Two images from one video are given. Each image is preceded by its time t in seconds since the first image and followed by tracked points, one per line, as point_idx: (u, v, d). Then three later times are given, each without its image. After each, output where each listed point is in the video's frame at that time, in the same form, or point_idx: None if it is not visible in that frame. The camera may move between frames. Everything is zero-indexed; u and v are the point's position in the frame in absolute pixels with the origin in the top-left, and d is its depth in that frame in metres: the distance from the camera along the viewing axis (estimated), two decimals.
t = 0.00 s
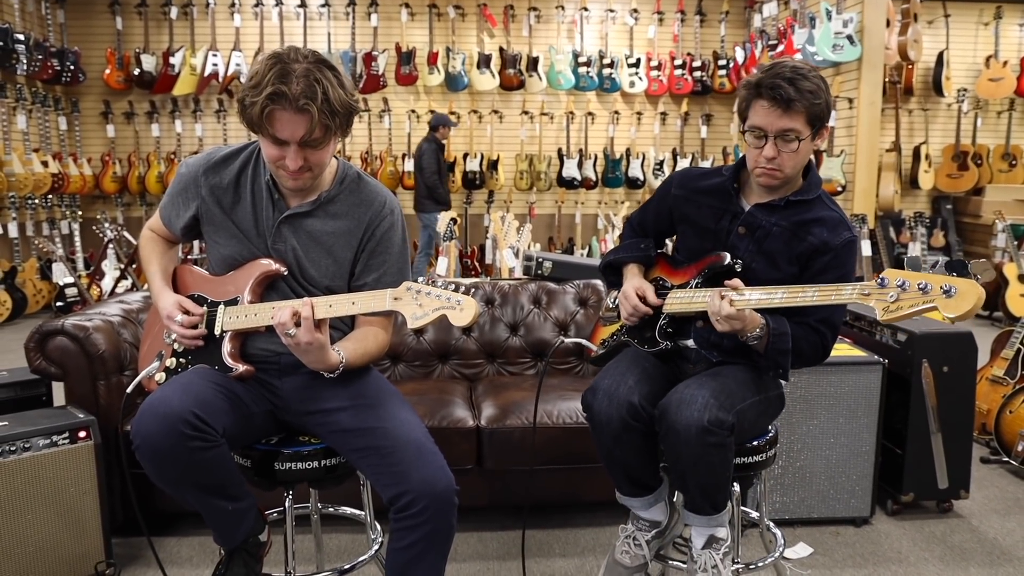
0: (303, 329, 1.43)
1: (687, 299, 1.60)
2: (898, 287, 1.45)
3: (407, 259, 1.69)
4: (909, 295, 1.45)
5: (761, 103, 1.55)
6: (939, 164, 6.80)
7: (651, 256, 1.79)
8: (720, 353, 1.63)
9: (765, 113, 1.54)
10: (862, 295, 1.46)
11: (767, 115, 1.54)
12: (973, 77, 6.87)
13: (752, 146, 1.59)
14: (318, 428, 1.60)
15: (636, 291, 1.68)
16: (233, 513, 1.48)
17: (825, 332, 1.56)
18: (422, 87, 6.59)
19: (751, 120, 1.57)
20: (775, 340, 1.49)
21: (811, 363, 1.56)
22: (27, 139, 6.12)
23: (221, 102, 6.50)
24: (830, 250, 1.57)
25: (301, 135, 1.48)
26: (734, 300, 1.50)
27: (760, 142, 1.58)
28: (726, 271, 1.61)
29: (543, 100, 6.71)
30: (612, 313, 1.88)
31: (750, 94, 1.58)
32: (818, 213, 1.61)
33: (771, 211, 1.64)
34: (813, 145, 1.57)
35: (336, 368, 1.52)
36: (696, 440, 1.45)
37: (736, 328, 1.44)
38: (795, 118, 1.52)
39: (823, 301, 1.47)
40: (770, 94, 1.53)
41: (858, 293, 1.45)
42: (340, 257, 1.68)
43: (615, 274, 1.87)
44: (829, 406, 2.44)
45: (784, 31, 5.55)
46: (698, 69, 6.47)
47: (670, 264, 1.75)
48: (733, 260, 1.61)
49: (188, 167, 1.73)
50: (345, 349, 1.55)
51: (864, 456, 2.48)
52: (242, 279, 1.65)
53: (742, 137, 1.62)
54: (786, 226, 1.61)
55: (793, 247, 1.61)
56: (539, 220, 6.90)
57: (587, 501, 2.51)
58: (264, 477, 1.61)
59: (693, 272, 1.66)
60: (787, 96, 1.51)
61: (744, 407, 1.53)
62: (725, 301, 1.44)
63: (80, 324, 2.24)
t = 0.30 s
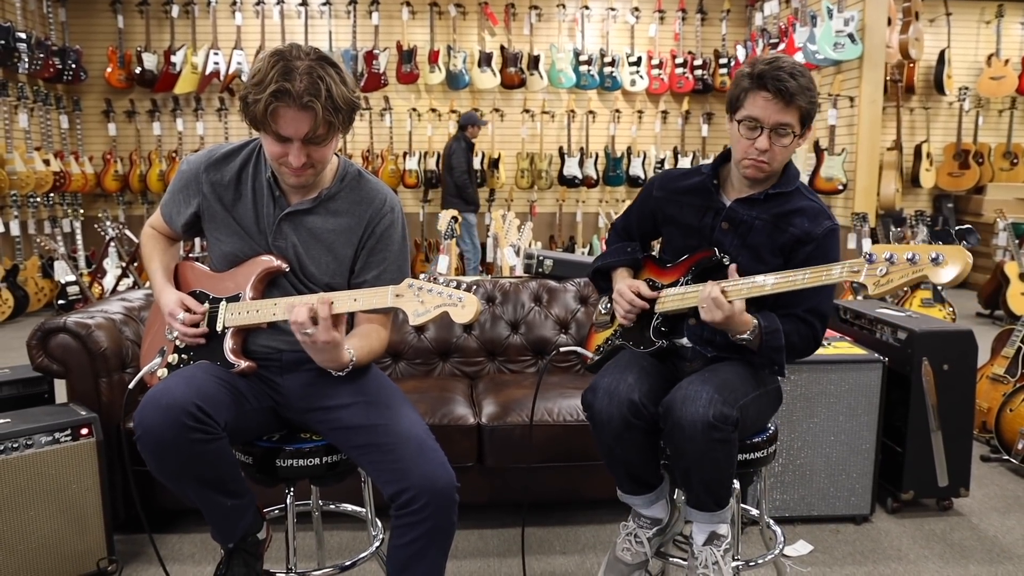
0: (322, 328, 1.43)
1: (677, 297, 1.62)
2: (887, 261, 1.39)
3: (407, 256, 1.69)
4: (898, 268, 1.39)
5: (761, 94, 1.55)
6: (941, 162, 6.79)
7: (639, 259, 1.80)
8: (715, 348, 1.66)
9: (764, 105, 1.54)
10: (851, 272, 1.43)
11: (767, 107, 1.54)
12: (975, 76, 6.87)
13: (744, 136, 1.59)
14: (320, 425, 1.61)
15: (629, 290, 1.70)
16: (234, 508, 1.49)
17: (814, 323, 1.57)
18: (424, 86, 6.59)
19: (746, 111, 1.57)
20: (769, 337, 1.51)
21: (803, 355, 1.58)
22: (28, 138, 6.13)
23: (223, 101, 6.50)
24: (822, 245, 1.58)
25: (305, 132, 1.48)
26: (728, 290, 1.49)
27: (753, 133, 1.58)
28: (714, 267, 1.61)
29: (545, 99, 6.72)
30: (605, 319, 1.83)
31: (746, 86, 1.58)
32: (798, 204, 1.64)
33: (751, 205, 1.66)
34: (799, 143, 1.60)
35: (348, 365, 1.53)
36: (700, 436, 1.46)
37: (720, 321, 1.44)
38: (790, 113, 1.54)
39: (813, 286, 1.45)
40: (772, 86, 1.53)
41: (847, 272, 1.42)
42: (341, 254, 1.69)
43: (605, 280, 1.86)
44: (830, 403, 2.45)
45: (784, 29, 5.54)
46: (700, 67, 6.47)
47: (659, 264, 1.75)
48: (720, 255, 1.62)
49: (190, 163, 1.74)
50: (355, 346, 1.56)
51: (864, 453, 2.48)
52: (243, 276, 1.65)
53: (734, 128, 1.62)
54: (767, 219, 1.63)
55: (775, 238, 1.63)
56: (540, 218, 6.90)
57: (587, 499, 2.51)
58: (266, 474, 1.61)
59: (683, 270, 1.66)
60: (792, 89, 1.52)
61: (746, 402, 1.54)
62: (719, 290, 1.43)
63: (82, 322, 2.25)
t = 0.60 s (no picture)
0: (326, 322, 1.43)
1: (670, 295, 1.64)
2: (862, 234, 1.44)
3: (409, 253, 1.69)
4: (873, 239, 1.43)
5: (733, 92, 1.56)
6: (942, 161, 6.78)
7: (628, 262, 1.81)
8: (709, 345, 1.69)
9: (740, 101, 1.55)
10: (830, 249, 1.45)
11: (744, 104, 1.55)
12: (976, 74, 6.86)
13: (720, 134, 1.61)
14: (321, 422, 1.61)
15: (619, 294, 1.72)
16: (235, 505, 1.49)
17: (803, 312, 1.59)
18: (425, 84, 6.60)
19: (721, 108, 1.58)
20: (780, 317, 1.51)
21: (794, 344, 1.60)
22: (30, 135, 6.14)
23: (224, 99, 6.50)
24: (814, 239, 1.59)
25: (305, 131, 1.48)
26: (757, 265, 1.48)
27: (728, 130, 1.59)
28: (701, 261, 1.67)
29: (546, 97, 6.71)
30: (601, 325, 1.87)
31: (720, 83, 1.59)
32: (778, 195, 1.63)
33: (732, 200, 1.66)
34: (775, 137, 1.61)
35: (354, 363, 1.53)
36: (699, 433, 1.46)
37: (747, 304, 1.44)
38: (765, 108, 1.56)
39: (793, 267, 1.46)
40: (748, 82, 1.54)
41: (825, 250, 1.45)
42: (342, 251, 1.68)
43: (595, 287, 1.86)
44: (830, 401, 2.44)
45: (784, 27, 5.54)
46: (701, 65, 6.46)
47: (647, 266, 1.78)
48: (705, 248, 1.67)
49: (191, 162, 1.74)
50: (360, 343, 1.57)
51: (864, 451, 2.48)
52: (244, 274, 1.66)
53: (710, 125, 1.62)
54: (749, 213, 1.64)
55: (759, 232, 1.63)
56: (542, 217, 6.90)
57: (588, 496, 2.52)
58: (266, 471, 1.61)
59: (670, 268, 1.70)
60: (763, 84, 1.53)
61: (743, 400, 1.53)
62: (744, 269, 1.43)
63: (83, 319, 2.25)
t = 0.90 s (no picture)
0: (325, 320, 1.43)
1: (668, 295, 1.63)
2: (867, 215, 1.46)
3: (411, 249, 1.69)
4: (879, 219, 1.45)
5: (710, 90, 1.57)
6: (945, 158, 6.77)
7: (620, 266, 1.81)
8: (711, 343, 1.69)
9: (716, 99, 1.56)
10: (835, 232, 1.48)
11: (721, 101, 1.56)
12: (979, 72, 6.85)
13: (701, 133, 1.61)
14: (322, 420, 1.61)
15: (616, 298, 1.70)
16: (236, 503, 1.49)
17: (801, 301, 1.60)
18: (427, 82, 6.60)
19: (700, 108, 1.59)
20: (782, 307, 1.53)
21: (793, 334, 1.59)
22: (32, 133, 6.16)
23: (226, 97, 6.50)
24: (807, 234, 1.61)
25: (306, 126, 1.49)
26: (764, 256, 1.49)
27: (709, 128, 1.60)
28: (697, 258, 1.66)
29: (548, 95, 6.70)
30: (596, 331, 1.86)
31: (695, 83, 1.60)
32: (766, 188, 1.65)
33: (721, 197, 1.67)
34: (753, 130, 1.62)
35: (354, 360, 1.52)
36: (713, 431, 1.46)
37: (754, 294, 1.44)
38: (744, 103, 1.57)
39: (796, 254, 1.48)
40: (723, 80, 1.56)
41: (831, 233, 1.47)
42: (344, 247, 1.68)
43: (588, 293, 1.85)
44: (833, 399, 2.44)
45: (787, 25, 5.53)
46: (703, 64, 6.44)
47: (641, 268, 1.77)
48: (699, 245, 1.67)
49: (192, 159, 1.74)
50: (361, 341, 1.56)
51: (866, 450, 2.48)
52: (246, 272, 1.65)
53: (690, 126, 1.63)
54: (740, 207, 1.65)
55: (752, 224, 1.64)
56: (543, 215, 6.90)
57: (589, 494, 2.52)
58: (268, 469, 1.62)
59: (666, 267, 1.69)
60: (739, 80, 1.55)
61: (755, 397, 1.54)
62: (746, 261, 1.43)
63: (85, 317, 2.25)
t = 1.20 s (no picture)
0: (328, 323, 1.43)
1: (673, 296, 1.63)
2: (902, 202, 1.51)
3: (413, 244, 1.69)
4: (917, 205, 1.50)
5: (704, 86, 1.58)
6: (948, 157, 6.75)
7: (612, 271, 1.81)
8: (719, 342, 1.69)
9: (711, 95, 1.57)
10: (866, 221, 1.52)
11: (715, 96, 1.57)
12: (982, 71, 6.84)
13: (696, 130, 1.61)
14: (323, 420, 1.61)
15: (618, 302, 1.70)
16: (236, 503, 1.49)
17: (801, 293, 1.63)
18: (429, 81, 6.61)
19: (695, 106, 1.59)
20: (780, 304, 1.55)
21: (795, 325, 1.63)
22: (35, 133, 6.17)
23: (228, 95, 6.50)
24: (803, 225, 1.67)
25: (302, 132, 1.49)
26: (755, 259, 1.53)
27: (704, 124, 1.60)
28: (700, 257, 1.66)
29: (550, 94, 6.70)
30: (589, 338, 1.84)
31: (687, 80, 1.61)
32: (761, 183, 1.68)
33: (721, 194, 1.69)
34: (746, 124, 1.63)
35: (356, 361, 1.52)
36: (750, 431, 1.47)
37: (748, 296, 1.45)
38: (736, 98, 1.58)
39: (822, 244, 1.50)
40: (716, 76, 1.57)
41: (861, 221, 1.52)
42: (347, 243, 1.68)
43: (580, 300, 1.84)
44: (836, 399, 2.44)
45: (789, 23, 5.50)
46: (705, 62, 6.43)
47: (636, 272, 1.77)
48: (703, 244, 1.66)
49: (194, 155, 1.74)
50: (363, 339, 1.56)
51: (868, 449, 2.48)
52: (248, 272, 1.65)
53: (685, 124, 1.63)
54: (740, 204, 1.67)
55: (754, 220, 1.67)
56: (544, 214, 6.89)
57: (591, 494, 2.51)
58: (270, 469, 1.61)
59: (667, 267, 1.69)
60: (731, 75, 1.56)
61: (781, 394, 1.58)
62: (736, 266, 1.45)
63: (87, 316, 2.25)
